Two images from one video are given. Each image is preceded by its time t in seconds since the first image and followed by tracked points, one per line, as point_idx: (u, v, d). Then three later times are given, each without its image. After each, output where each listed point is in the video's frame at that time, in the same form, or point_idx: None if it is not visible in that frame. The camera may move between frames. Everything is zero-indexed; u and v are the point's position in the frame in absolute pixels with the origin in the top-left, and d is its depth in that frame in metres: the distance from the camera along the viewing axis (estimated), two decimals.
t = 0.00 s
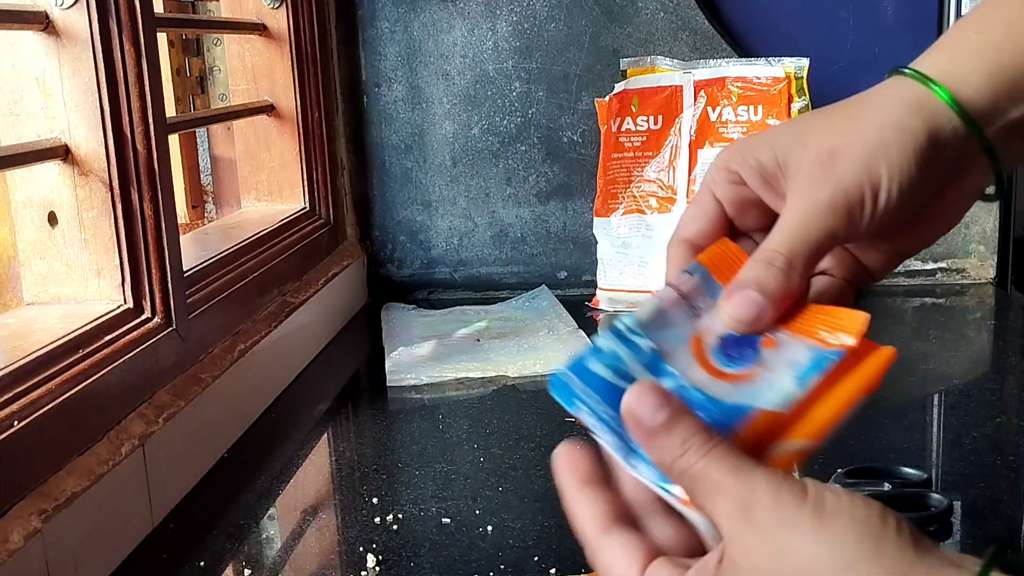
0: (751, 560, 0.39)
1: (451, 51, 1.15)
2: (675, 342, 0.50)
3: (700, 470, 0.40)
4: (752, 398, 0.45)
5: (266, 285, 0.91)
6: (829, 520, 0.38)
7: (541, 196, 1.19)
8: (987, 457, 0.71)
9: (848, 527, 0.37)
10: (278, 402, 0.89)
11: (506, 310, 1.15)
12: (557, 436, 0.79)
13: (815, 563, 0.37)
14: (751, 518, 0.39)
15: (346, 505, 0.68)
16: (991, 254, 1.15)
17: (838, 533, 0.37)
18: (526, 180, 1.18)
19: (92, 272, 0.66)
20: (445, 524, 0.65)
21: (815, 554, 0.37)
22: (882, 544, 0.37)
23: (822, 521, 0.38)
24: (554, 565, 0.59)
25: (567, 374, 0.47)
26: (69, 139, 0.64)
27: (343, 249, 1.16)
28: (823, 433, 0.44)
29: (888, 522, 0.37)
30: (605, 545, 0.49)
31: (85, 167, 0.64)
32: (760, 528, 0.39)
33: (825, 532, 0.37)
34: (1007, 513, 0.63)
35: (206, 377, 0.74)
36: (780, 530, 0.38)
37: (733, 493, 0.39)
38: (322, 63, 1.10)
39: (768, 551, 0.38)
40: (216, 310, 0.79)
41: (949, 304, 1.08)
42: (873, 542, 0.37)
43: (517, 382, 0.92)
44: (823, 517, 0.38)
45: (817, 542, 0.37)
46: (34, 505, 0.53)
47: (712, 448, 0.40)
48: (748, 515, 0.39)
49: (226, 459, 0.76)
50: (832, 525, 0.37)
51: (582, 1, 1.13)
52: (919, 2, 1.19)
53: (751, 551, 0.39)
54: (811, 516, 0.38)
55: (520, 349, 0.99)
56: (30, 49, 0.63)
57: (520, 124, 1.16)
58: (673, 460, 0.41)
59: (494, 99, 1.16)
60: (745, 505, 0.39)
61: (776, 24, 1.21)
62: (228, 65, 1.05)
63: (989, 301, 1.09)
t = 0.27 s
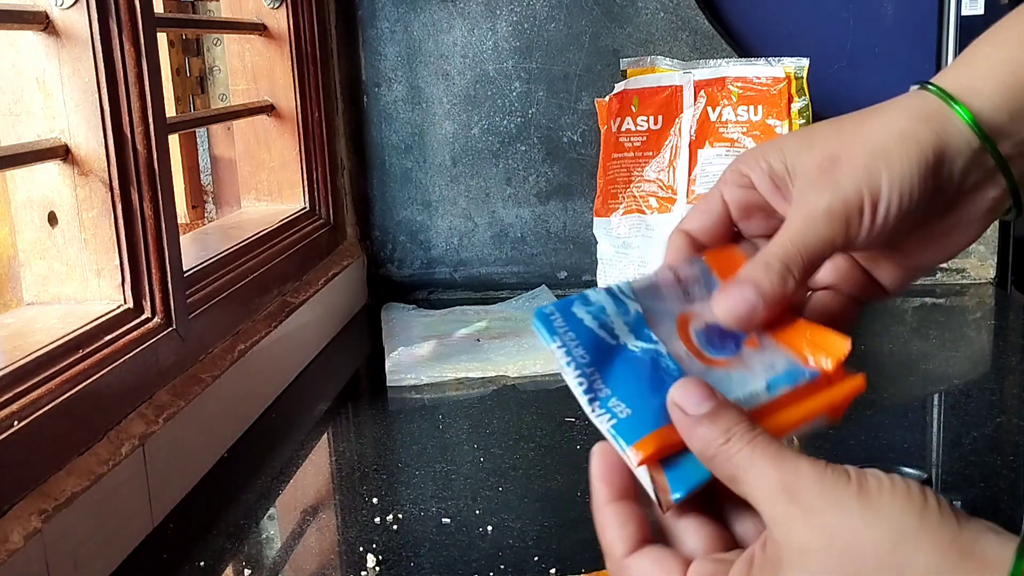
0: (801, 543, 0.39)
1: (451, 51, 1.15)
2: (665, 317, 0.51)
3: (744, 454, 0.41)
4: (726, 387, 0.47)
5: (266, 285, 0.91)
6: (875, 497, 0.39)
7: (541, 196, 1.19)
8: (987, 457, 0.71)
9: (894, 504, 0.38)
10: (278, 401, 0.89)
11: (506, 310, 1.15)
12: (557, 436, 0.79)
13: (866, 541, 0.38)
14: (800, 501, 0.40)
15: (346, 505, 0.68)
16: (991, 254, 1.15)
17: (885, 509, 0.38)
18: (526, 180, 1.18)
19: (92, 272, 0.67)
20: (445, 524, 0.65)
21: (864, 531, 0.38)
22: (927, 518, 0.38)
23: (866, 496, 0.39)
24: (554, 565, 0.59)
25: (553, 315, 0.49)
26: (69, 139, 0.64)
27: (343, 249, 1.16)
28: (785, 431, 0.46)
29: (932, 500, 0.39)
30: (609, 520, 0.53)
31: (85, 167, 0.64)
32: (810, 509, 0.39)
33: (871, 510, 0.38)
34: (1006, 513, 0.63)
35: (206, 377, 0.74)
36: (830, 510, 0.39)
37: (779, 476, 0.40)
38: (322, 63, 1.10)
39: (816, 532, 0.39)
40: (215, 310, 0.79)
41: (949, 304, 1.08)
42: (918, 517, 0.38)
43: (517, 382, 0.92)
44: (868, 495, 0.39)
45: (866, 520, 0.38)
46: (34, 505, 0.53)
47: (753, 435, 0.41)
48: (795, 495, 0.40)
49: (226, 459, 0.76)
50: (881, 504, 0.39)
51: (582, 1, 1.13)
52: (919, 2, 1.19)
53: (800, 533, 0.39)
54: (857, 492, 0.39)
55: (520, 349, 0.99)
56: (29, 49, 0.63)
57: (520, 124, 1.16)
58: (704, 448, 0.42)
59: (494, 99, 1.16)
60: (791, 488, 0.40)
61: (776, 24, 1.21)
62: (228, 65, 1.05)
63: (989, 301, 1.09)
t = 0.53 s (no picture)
0: (823, 443, 0.37)
1: (451, 51, 1.15)
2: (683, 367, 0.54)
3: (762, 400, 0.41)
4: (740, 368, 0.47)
5: (266, 285, 0.91)
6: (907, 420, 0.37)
7: (541, 196, 1.19)
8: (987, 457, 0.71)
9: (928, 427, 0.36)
10: (278, 402, 0.89)
11: (506, 310, 1.15)
12: (557, 436, 0.79)
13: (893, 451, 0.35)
14: (823, 417, 0.38)
15: (346, 505, 0.68)
16: (991, 254, 1.15)
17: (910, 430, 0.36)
18: (526, 180, 1.18)
19: (92, 272, 0.66)
20: (445, 524, 0.65)
21: (895, 435, 0.36)
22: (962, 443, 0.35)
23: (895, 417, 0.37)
24: (554, 565, 0.59)
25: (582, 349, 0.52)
26: (69, 139, 0.64)
27: (343, 249, 1.16)
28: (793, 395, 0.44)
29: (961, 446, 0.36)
30: (630, 443, 0.45)
31: (85, 167, 0.64)
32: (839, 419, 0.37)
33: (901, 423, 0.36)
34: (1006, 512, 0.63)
35: (206, 377, 0.74)
36: (862, 419, 0.37)
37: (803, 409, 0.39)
38: (322, 63, 1.10)
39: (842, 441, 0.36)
40: (216, 310, 0.79)
41: (948, 304, 1.08)
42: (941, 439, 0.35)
43: (517, 382, 0.92)
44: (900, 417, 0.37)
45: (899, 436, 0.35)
46: (34, 505, 0.53)
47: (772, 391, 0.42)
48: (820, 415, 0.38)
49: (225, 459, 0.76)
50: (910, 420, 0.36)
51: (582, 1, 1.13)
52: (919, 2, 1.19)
53: (820, 436, 0.37)
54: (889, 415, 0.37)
55: (521, 350, 0.99)
56: (30, 49, 0.63)
57: (520, 124, 1.16)
58: (728, 401, 0.42)
59: (494, 99, 1.16)
60: (818, 411, 0.39)
61: (776, 24, 1.21)
62: (228, 65, 1.05)
63: (989, 301, 1.09)
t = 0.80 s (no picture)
0: (840, 485, 0.35)
1: (451, 51, 1.15)
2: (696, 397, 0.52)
3: (766, 429, 0.38)
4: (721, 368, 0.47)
5: (266, 285, 0.91)
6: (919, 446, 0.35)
7: (541, 196, 1.19)
8: (987, 457, 0.71)
9: (945, 458, 0.35)
10: (278, 402, 0.89)
11: (506, 310, 1.15)
12: (557, 436, 0.79)
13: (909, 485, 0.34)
14: (835, 451, 0.36)
15: (346, 506, 0.68)
16: (991, 254, 1.15)
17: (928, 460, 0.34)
18: (526, 180, 1.18)
19: (92, 272, 0.66)
20: (445, 524, 0.65)
21: (914, 476, 0.34)
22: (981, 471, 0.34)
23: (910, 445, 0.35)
24: (554, 565, 0.59)
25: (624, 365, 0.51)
26: (69, 139, 0.64)
27: (343, 249, 1.16)
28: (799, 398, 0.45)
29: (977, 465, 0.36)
30: (673, 430, 0.46)
31: (85, 167, 0.64)
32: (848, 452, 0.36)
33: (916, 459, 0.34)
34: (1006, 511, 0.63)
35: (206, 377, 0.74)
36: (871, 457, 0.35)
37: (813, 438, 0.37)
38: (322, 63, 1.10)
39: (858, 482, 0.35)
40: (216, 310, 0.79)
41: (948, 304, 1.08)
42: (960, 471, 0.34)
43: (517, 382, 0.92)
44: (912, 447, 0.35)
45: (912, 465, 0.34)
46: (34, 505, 0.53)
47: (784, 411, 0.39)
48: (830, 446, 0.36)
49: (225, 459, 0.76)
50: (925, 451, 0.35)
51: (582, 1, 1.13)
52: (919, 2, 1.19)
53: (840, 478, 0.35)
54: (902, 448, 0.35)
55: (521, 349, 0.99)
56: (30, 49, 0.63)
57: (520, 124, 1.16)
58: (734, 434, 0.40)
59: (494, 99, 1.16)
60: (830, 442, 0.36)
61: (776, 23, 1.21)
62: (228, 65, 1.05)
63: (989, 301, 1.09)
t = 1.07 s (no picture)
0: (807, 520, 0.38)
1: (451, 51, 1.15)
2: (694, 432, 0.45)
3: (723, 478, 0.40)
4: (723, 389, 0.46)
5: (266, 285, 0.91)
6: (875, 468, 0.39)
7: (541, 196, 1.19)
8: (987, 457, 0.71)
9: (898, 477, 0.39)
10: (278, 402, 0.89)
11: (506, 310, 1.15)
12: (557, 436, 0.79)
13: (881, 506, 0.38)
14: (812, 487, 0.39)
15: (345, 506, 0.68)
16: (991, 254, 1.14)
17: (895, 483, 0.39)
18: (526, 180, 1.18)
19: (92, 272, 0.66)
20: (445, 524, 0.65)
21: (875, 500, 0.38)
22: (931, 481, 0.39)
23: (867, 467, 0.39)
24: (554, 565, 0.59)
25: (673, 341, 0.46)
26: (69, 139, 0.64)
27: (343, 249, 1.16)
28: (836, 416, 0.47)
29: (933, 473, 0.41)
30: (607, 490, 0.45)
31: (85, 167, 0.64)
32: (814, 487, 0.39)
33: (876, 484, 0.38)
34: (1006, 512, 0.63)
35: (206, 377, 0.74)
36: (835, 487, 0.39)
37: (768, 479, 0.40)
38: (322, 63, 1.10)
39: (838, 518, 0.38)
40: (215, 309, 0.79)
41: (948, 304, 1.08)
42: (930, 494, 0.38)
43: (517, 382, 0.92)
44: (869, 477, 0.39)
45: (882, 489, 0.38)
46: (34, 505, 0.53)
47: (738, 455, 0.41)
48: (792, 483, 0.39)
49: (225, 459, 0.76)
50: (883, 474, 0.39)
51: (582, 1, 1.13)
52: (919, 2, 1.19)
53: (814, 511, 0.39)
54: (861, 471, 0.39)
55: (521, 350, 0.99)
56: (30, 50, 0.63)
57: (520, 124, 1.16)
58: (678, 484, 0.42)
59: (494, 99, 1.16)
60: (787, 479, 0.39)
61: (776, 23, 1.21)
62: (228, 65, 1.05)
63: (989, 300, 1.09)
